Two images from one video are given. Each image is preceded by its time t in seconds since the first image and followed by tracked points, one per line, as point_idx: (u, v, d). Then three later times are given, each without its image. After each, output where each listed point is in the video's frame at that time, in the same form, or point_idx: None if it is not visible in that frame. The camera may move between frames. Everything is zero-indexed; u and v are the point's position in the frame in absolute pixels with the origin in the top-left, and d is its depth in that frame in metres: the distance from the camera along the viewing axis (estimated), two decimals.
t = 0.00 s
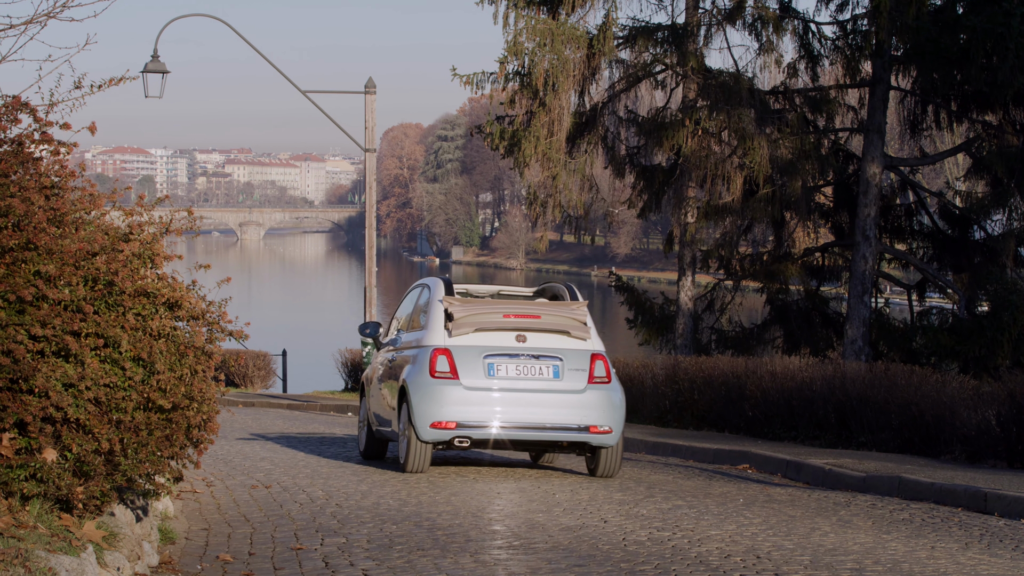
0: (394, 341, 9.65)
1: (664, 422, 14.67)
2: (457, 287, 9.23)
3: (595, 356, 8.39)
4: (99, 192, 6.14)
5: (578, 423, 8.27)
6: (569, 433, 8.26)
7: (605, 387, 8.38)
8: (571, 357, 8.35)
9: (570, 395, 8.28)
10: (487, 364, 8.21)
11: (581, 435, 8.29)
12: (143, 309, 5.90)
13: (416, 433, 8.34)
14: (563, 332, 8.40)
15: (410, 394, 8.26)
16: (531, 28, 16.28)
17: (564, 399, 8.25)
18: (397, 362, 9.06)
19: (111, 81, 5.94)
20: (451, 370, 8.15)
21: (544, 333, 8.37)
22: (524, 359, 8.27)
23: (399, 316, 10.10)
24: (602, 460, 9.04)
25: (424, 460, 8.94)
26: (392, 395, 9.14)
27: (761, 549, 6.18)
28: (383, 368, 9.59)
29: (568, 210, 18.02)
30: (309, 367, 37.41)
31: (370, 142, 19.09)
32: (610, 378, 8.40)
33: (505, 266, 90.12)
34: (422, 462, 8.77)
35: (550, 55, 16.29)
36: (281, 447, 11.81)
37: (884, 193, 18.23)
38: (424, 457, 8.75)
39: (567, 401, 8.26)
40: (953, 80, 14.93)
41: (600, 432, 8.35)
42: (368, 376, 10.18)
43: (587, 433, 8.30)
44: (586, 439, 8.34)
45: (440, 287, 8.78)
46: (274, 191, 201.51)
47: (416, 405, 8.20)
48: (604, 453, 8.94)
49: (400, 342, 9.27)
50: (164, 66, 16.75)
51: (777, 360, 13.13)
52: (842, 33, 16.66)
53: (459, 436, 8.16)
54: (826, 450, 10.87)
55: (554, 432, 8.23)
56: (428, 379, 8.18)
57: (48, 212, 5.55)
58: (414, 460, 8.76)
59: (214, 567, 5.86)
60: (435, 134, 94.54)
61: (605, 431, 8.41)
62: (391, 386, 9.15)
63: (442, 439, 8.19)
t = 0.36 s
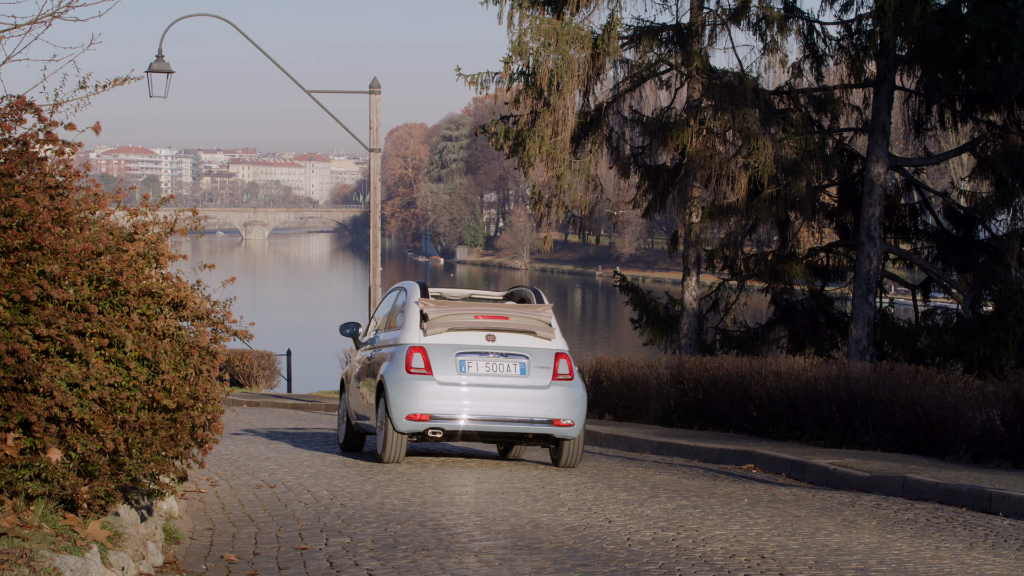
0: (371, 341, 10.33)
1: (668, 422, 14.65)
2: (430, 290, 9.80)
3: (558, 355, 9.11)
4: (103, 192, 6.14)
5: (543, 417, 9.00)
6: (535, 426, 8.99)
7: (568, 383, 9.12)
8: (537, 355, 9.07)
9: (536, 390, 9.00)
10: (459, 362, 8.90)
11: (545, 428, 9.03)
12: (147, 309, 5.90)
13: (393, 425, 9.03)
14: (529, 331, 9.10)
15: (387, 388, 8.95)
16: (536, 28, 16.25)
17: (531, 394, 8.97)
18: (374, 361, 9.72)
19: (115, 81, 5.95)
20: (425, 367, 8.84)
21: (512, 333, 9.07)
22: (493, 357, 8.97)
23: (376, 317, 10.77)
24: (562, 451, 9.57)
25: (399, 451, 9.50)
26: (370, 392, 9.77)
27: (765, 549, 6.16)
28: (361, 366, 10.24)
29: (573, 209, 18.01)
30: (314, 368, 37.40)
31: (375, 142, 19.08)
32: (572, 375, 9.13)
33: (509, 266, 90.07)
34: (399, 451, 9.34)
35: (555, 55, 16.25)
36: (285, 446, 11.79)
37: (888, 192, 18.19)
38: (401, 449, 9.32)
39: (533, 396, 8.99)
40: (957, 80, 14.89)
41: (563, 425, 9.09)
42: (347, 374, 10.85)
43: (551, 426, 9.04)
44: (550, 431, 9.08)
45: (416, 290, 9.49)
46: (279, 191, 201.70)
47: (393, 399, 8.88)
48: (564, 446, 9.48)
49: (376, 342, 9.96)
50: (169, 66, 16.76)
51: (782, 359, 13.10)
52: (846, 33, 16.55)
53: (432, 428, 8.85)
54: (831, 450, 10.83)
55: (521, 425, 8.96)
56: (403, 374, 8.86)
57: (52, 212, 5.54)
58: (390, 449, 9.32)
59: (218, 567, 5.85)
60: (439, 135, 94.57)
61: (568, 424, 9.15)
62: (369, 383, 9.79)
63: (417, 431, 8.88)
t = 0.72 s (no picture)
0: (347, 340, 10.94)
1: (672, 422, 14.64)
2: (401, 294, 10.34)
3: (521, 354, 9.70)
4: (106, 192, 6.15)
5: (508, 412, 9.57)
6: (500, 420, 9.56)
7: (530, 380, 9.70)
8: (501, 354, 9.65)
9: (500, 386, 9.58)
10: (429, 361, 9.47)
11: (510, 422, 9.60)
12: (150, 310, 5.90)
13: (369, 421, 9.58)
14: (495, 332, 9.68)
15: (362, 386, 9.50)
16: (538, 28, 16.21)
17: (496, 391, 9.55)
18: (350, 360, 10.30)
19: (118, 81, 6.01)
20: (398, 365, 9.40)
21: (478, 333, 9.64)
22: (461, 356, 9.54)
23: (352, 318, 11.39)
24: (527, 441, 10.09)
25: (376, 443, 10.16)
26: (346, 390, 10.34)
27: (768, 549, 6.15)
28: (337, 364, 10.84)
29: (576, 209, 18.00)
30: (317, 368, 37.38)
31: (378, 142, 19.07)
32: (535, 373, 9.70)
33: (512, 266, 90.03)
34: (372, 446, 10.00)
35: (558, 55, 16.23)
36: (288, 445, 11.78)
37: (891, 193, 18.18)
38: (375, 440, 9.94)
39: (498, 392, 9.57)
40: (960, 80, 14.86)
41: (527, 420, 9.66)
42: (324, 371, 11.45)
43: (515, 420, 9.61)
44: (514, 425, 9.66)
45: (389, 293, 10.08)
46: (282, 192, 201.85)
47: (368, 396, 9.44)
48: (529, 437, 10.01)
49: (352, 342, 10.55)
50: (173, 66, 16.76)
51: (785, 360, 13.10)
52: (849, 33, 16.56)
53: (405, 423, 9.41)
54: (834, 450, 10.82)
55: (487, 420, 9.53)
56: (377, 373, 9.42)
57: (56, 212, 5.54)
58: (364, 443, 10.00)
59: (221, 567, 5.85)
60: (443, 135, 94.59)
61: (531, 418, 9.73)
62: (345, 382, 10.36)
63: (391, 426, 9.44)
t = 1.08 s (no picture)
0: (323, 342, 11.52)
1: (672, 422, 14.65)
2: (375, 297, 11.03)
3: (486, 354, 10.33)
4: (108, 192, 6.14)
5: (473, 409, 10.21)
6: (465, 417, 10.19)
7: (494, 379, 10.34)
8: (467, 354, 10.28)
9: (466, 385, 10.21)
10: (400, 361, 10.08)
11: (475, 418, 10.23)
12: (151, 310, 5.91)
13: (343, 417, 10.18)
14: (462, 335, 10.30)
15: (337, 384, 10.09)
16: (539, 28, 16.20)
17: (463, 389, 10.18)
18: (326, 362, 10.88)
19: (119, 81, 5.97)
20: (371, 365, 10.01)
21: (446, 335, 10.26)
22: (430, 356, 10.16)
23: (327, 320, 11.95)
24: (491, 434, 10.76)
25: (352, 438, 10.75)
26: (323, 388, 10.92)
27: (769, 549, 6.15)
28: (314, 364, 11.39)
29: (577, 210, 17.98)
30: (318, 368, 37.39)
31: (378, 142, 19.08)
32: (499, 372, 10.35)
33: (513, 266, 90.02)
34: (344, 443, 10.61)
35: (559, 55, 16.22)
36: (288, 444, 11.78)
37: (892, 193, 18.17)
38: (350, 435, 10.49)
39: (464, 390, 10.19)
40: (961, 80, 14.85)
41: (490, 416, 10.31)
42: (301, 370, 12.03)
43: (480, 416, 10.25)
44: (479, 421, 10.29)
45: (362, 297, 10.66)
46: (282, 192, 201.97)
47: (343, 394, 10.03)
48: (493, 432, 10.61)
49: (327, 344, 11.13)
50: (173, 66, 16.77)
51: (785, 360, 13.08)
52: (850, 33, 16.57)
53: (377, 418, 10.02)
54: (834, 450, 10.83)
55: (454, 416, 10.16)
56: (352, 372, 10.03)
57: (56, 212, 5.55)
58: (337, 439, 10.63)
59: (222, 567, 5.85)
60: (443, 135, 94.64)
61: (494, 415, 10.37)
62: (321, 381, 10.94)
63: (365, 422, 10.03)
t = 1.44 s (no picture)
0: (299, 343, 12.03)
1: (673, 422, 14.64)
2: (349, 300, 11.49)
3: (453, 352, 10.90)
4: (109, 192, 6.14)
5: (441, 403, 10.79)
6: (434, 411, 10.76)
7: (460, 375, 10.93)
8: (435, 353, 10.85)
9: (434, 381, 10.78)
10: (372, 358, 10.63)
11: (443, 413, 10.82)
12: (153, 310, 5.90)
13: (319, 411, 10.71)
14: (430, 334, 10.87)
15: (313, 380, 10.62)
16: (541, 28, 16.19)
17: (432, 385, 10.75)
18: (303, 360, 11.40)
19: (121, 81, 5.97)
20: (345, 362, 10.55)
21: (415, 334, 10.82)
22: (400, 354, 10.72)
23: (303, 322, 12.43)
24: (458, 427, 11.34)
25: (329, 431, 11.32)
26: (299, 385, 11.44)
27: (771, 550, 6.14)
28: (290, 363, 11.91)
29: (578, 210, 17.98)
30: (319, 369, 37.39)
31: (380, 142, 19.07)
32: (464, 369, 10.93)
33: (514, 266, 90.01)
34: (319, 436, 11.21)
35: (560, 55, 16.21)
36: (289, 443, 11.78)
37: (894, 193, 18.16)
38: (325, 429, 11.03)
39: (432, 386, 10.76)
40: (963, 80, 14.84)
41: (456, 410, 10.89)
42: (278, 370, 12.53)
43: (447, 411, 10.83)
44: (446, 415, 10.88)
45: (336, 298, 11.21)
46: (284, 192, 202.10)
47: (319, 390, 10.56)
48: (460, 426, 11.19)
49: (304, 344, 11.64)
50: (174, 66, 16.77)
51: (787, 360, 13.06)
52: (852, 34, 16.58)
53: (351, 413, 10.56)
54: (835, 450, 10.82)
55: (423, 410, 10.73)
56: (327, 369, 10.56)
57: (58, 212, 5.55)
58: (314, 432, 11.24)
59: (223, 567, 5.85)
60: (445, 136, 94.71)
61: (460, 410, 10.96)
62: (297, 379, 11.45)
63: (339, 417, 10.57)
